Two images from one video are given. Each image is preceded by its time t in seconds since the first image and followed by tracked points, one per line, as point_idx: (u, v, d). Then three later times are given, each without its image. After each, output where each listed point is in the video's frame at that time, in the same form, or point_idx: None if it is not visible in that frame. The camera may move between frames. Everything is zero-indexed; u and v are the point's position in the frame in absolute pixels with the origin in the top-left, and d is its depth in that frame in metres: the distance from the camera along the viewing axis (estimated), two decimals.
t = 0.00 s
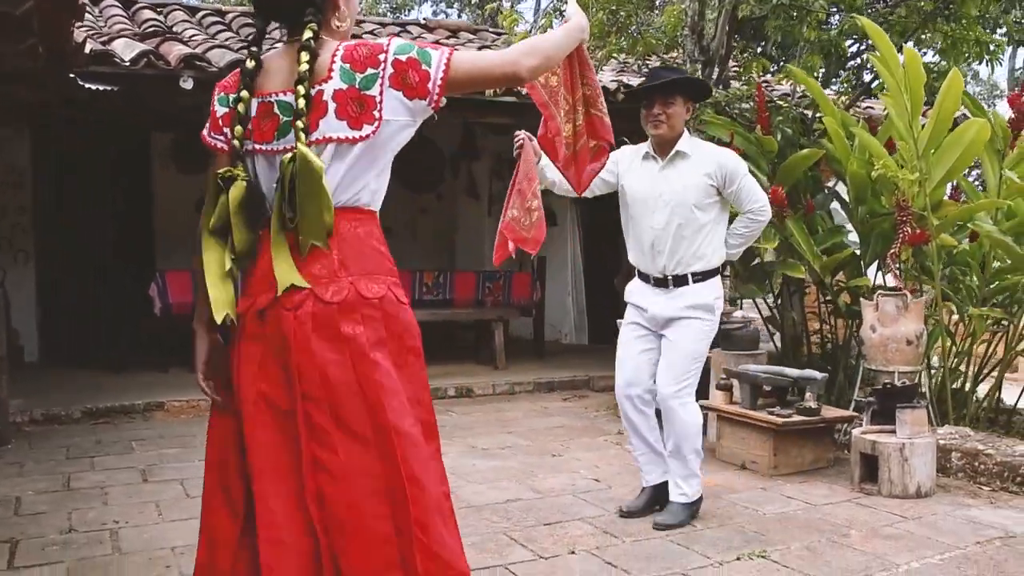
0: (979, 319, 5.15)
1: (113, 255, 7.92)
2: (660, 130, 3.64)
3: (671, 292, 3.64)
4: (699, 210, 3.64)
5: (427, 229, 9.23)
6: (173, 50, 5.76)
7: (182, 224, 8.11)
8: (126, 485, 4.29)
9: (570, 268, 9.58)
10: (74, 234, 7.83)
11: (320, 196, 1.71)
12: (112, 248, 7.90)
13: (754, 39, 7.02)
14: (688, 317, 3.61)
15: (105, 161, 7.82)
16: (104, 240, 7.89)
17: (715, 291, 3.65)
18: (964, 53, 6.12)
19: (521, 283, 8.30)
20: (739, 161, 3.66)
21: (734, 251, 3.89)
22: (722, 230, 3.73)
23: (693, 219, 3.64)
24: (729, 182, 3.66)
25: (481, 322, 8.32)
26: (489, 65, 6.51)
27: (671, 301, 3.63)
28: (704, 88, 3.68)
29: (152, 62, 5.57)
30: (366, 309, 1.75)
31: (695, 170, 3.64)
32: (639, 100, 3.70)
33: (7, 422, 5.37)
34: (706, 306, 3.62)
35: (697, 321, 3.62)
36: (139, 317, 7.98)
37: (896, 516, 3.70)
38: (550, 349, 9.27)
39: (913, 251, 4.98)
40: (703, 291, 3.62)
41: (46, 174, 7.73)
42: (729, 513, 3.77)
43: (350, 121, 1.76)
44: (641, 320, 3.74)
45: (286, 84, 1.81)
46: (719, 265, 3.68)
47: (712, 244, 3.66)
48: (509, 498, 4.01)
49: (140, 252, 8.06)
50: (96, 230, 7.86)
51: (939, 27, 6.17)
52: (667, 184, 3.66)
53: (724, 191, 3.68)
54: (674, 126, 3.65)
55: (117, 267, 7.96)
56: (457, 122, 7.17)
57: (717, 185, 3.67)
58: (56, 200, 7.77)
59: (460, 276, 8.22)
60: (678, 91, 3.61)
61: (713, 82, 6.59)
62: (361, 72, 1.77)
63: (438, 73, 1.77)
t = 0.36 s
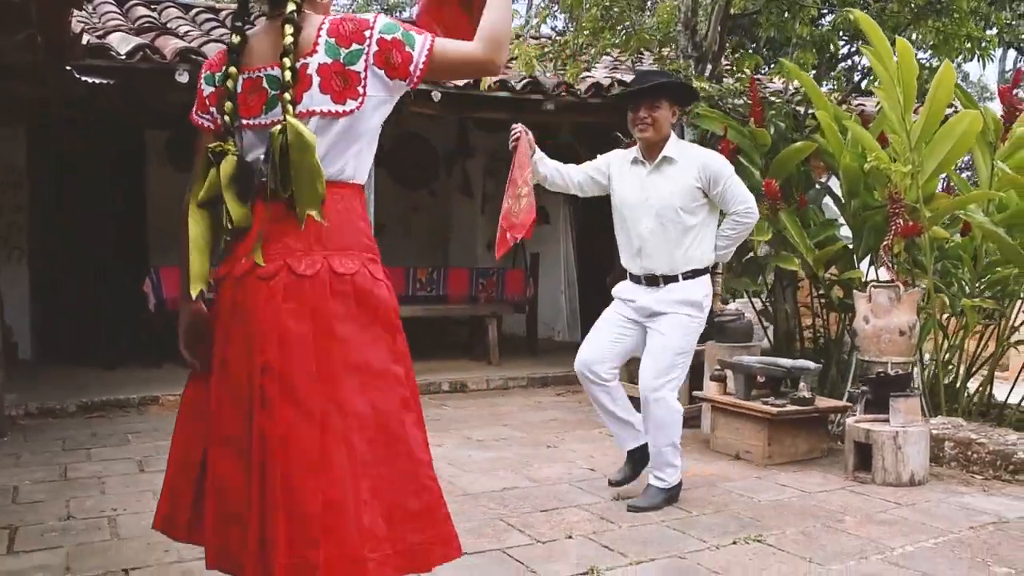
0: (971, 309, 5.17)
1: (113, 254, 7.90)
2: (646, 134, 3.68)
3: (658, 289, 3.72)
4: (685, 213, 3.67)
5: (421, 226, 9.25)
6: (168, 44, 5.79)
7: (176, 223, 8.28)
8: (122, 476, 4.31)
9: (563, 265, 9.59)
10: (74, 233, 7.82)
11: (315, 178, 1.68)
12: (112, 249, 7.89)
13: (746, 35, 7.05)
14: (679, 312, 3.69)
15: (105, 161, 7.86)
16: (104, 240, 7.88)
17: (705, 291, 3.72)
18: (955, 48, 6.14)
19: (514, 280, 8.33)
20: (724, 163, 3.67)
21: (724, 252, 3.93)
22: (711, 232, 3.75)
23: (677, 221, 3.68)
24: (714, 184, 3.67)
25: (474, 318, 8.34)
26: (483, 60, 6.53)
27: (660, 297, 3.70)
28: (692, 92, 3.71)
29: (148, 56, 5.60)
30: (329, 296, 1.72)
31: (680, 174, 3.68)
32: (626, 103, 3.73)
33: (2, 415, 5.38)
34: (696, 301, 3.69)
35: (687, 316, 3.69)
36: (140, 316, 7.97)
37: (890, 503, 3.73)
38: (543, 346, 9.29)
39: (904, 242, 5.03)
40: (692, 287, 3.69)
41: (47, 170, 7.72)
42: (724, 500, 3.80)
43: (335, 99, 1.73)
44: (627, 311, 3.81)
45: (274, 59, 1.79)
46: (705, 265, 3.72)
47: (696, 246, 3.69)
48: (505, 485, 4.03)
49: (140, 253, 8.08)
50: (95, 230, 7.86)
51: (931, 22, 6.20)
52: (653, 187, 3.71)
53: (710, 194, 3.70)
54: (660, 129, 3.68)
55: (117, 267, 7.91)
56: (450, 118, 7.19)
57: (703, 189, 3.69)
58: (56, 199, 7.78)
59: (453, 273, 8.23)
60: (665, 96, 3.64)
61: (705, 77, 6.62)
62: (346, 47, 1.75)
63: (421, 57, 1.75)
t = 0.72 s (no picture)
0: (964, 299, 5.19)
1: (112, 255, 7.86)
2: (628, 117, 3.72)
3: (646, 271, 3.77)
4: (661, 195, 3.69)
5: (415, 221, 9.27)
6: (165, 35, 5.81)
7: (174, 221, 8.30)
8: (119, 462, 4.32)
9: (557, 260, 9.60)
10: (74, 233, 7.74)
11: (245, 139, 1.65)
12: (112, 249, 7.85)
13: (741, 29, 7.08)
14: (663, 292, 3.73)
15: (105, 161, 7.81)
16: (104, 239, 7.84)
17: (691, 268, 3.75)
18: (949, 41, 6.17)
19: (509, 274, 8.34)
20: (702, 146, 3.63)
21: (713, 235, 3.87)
22: (691, 212, 3.74)
23: (655, 204, 3.71)
24: (690, 167, 3.65)
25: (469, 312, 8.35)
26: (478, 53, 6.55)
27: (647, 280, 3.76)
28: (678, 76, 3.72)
29: (145, 46, 5.61)
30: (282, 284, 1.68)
31: (656, 156, 3.70)
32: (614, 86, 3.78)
33: None
34: (682, 282, 3.72)
35: (671, 297, 3.73)
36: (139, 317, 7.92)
37: (886, 488, 3.76)
38: (537, 340, 9.31)
39: (898, 232, 5.05)
40: (676, 268, 3.73)
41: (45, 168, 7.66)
42: (721, 485, 3.81)
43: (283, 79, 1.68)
44: (623, 295, 3.87)
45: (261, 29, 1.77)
46: (686, 247, 3.75)
47: (676, 228, 3.71)
48: (502, 472, 4.05)
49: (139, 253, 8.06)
50: (96, 229, 7.80)
51: (925, 15, 6.23)
52: (633, 171, 3.74)
53: (688, 176, 3.67)
54: (642, 112, 3.71)
55: (117, 267, 7.88)
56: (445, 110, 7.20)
57: (680, 171, 3.68)
58: (56, 200, 7.70)
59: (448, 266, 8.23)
60: (649, 80, 3.66)
61: (699, 70, 6.64)
62: (295, 25, 1.67)
63: (366, 33, 1.60)
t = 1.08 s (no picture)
0: (959, 285, 5.17)
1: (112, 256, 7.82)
2: (600, 113, 3.90)
3: (616, 261, 3.95)
4: (624, 188, 3.87)
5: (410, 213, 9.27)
6: (162, 23, 5.81)
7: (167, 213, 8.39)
8: (116, 446, 4.32)
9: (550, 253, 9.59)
10: (74, 235, 7.81)
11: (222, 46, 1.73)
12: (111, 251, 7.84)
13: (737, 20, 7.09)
14: (624, 276, 3.90)
15: (105, 162, 7.82)
16: (104, 241, 7.84)
17: (656, 262, 3.88)
18: (942, 31, 6.21)
19: (503, 266, 8.34)
20: (663, 138, 3.76)
21: (686, 227, 3.98)
22: (658, 204, 3.89)
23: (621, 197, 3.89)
24: (654, 160, 3.79)
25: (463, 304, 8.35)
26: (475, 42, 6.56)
27: (615, 266, 3.95)
28: (649, 71, 3.87)
29: (142, 34, 5.62)
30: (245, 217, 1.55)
31: (619, 152, 3.86)
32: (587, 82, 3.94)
33: None
34: (642, 270, 3.87)
35: (629, 279, 3.88)
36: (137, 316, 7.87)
37: (883, 471, 3.77)
38: (531, 333, 9.31)
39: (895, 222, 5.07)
40: (642, 260, 3.88)
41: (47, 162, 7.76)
42: (719, 468, 3.82)
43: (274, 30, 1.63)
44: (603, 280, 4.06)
45: None
46: (655, 240, 3.89)
47: (639, 220, 3.87)
48: (500, 456, 4.05)
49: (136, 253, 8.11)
50: (96, 231, 7.82)
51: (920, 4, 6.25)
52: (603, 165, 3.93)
53: (652, 168, 3.82)
54: (614, 108, 3.88)
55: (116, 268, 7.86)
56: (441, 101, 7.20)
57: (642, 163, 3.83)
58: (56, 192, 7.76)
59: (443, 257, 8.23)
60: (623, 75, 3.83)
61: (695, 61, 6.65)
62: None
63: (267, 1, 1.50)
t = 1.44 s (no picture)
0: (957, 272, 5.13)
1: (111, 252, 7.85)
2: (580, 87, 3.88)
3: (604, 240, 3.94)
4: (610, 166, 3.87)
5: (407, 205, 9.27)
6: (161, 12, 5.82)
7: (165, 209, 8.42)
8: (116, 432, 4.33)
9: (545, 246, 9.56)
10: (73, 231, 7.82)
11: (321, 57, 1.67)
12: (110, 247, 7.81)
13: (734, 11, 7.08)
14: (616, 255, 3.90)
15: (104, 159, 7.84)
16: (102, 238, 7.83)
17: (647, 239, 3.90)
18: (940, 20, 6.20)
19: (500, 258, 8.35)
20: (649, 113, 3.77)
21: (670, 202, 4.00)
22: (645, 181, 3.90)
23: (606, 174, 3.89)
24: (642, 134, 3.80)
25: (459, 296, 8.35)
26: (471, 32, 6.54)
27: (603, 246, 3.94)
28: (626, 44, 3.87)
29: (141, 23, 5.64)
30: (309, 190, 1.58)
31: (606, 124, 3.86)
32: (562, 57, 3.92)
33: None
34: (635, 248, 3.90)
35: (621, 261, 3.89)
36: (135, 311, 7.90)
37: (883, 456, 3.78)
38: (527, 326, 9.31)
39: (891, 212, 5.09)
40: (631, 237, 3.90)
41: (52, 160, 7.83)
42: (719, 453, 3.83)
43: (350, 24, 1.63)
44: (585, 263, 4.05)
45: None
46: (645, 216, 3.90)
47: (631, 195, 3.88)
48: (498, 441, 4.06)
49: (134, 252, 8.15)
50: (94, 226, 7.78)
51: None
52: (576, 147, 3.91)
53: (639, 143, 3.83)
54: (594, 82, 3.87)
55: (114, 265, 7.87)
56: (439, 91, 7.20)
57: (629, 139, 3.84)
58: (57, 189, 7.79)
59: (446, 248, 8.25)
60: (601, 49, 3.83)
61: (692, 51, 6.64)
62: None
63: None
